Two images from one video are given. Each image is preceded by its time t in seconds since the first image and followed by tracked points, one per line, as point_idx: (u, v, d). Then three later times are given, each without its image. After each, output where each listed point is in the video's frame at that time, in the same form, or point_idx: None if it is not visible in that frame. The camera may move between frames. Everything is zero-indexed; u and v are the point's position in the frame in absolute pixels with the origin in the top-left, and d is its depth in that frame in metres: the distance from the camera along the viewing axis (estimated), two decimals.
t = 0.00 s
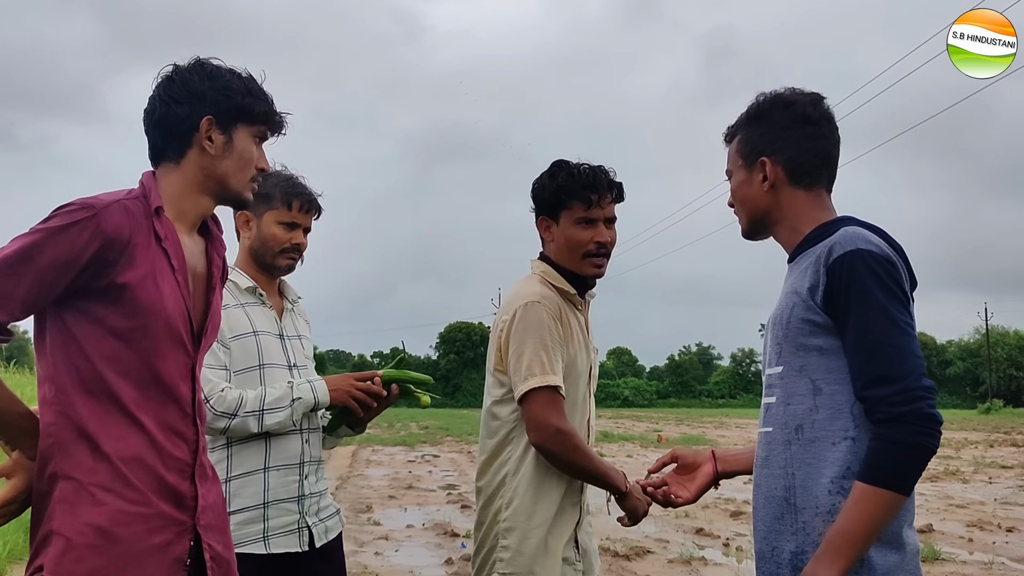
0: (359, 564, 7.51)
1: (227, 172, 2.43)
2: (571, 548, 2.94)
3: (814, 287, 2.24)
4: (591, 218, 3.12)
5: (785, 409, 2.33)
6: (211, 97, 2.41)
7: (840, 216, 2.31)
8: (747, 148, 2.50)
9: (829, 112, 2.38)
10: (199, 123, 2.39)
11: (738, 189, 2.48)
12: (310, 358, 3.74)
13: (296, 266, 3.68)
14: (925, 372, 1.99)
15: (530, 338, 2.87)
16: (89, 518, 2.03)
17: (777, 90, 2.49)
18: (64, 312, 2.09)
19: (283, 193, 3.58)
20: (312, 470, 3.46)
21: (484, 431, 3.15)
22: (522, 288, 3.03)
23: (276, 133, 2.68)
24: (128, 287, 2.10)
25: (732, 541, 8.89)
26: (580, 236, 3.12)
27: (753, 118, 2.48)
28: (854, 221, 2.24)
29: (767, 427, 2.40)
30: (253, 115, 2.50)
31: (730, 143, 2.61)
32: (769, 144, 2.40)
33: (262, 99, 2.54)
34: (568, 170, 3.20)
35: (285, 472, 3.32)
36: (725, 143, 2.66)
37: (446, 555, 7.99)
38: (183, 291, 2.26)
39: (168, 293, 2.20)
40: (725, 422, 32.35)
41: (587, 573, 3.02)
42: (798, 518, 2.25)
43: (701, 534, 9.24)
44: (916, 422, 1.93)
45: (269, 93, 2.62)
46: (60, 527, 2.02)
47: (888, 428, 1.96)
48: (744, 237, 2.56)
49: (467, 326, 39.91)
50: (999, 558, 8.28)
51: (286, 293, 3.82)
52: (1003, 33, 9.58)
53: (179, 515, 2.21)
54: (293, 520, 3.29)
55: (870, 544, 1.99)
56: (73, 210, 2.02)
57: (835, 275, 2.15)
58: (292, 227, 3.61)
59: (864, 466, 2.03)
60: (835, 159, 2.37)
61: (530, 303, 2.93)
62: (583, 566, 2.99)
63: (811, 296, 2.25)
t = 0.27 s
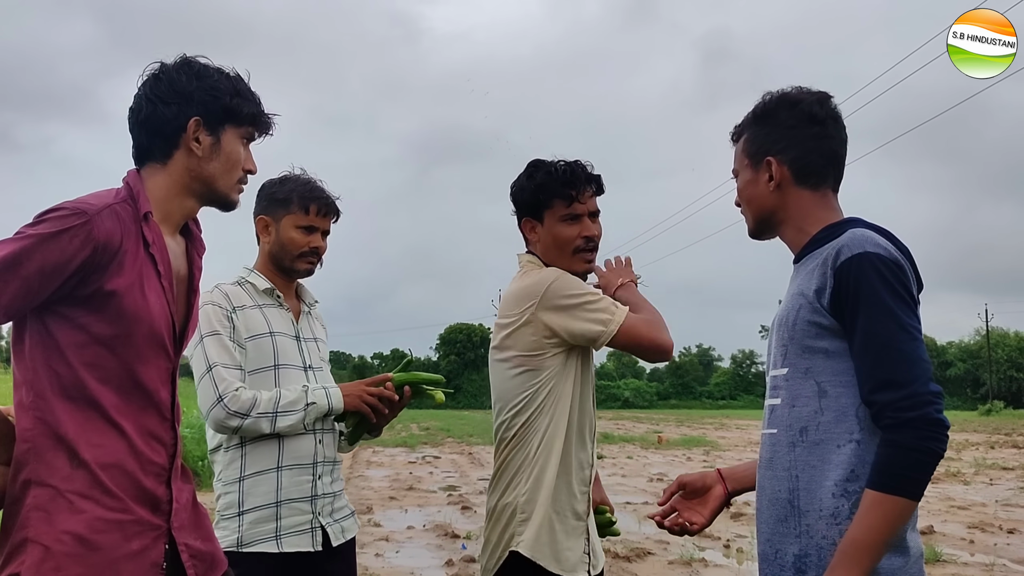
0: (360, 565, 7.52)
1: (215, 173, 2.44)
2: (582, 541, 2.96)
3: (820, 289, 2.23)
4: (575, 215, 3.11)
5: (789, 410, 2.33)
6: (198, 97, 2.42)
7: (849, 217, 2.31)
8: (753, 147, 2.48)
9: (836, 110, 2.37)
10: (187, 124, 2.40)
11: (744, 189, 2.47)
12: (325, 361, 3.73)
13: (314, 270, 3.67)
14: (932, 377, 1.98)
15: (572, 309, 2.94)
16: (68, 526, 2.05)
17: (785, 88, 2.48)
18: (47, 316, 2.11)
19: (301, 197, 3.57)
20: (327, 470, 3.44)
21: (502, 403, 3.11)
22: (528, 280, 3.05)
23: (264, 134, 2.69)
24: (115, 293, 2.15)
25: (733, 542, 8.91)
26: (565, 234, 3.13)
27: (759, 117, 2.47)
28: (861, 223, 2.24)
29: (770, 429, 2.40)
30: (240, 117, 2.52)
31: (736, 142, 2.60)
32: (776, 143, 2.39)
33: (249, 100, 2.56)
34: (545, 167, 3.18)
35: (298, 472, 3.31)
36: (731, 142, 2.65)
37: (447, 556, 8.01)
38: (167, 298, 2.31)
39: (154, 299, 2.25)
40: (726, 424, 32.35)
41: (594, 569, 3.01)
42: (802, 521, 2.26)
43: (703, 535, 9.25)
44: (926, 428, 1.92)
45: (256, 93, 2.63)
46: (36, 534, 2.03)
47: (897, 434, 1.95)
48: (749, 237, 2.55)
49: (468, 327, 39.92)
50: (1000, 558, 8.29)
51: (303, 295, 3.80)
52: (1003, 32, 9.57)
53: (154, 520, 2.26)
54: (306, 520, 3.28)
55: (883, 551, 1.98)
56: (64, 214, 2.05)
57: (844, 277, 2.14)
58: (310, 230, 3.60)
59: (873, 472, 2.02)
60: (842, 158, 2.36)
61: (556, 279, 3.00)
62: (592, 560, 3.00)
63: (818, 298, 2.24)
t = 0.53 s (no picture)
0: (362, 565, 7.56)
1: (225, 180, 2.49)
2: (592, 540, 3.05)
3: (828, 292, 2.28)
4: (595, 215, 3.15)
5: (795, 412, 2.38)
6: (208, 106, 2.47)
7: (856, 217, 2.34)
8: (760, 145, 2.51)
9: (842, 108, 2.39)
10: (198, 134, 2.45)
11: (752, 188, 2.49)
12: (337, 363, 3.76)
13: (325, 271, 3.70)
14: (940, 382, 2.05)
15: (585, 317, 3.00)
16: (76, 521, 2.10)
17: (791, 86, 2.50)
18: (55, 315, 2.15)
19: (310, 199, 3.60)
20: (335, 471, 3.48)
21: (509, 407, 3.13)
22: (539, 284, 3.08)
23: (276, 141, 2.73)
24: (120, 292, 2.18)
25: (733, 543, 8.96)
26: (585, 233, 3.16)
27: (766, 116, 2.49)
28: (871, 225, 2.28)
29: (777, 430, 2.46)
30: (251, 124, 2.56)
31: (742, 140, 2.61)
32: (783, 141, 2.41)
33: (260, 108, 2.59)
34: (562, 166, 3.21)
35: (308, 472, 3.35)
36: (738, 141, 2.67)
37: (448, 556, 8.07)
38: (174, 299, 2.34)
39: (159, 299, 2.27)
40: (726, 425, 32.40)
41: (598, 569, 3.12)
42: (806, 523, 2.33)
43: (704, 536, 9.30)
44: (933, 433, 1.99)
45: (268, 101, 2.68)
46: (46, 530, 2.08)
47: (904, 439, 2.02)
48: (757, 236, 2.57)
49: (469, 328, 39.98)
50: (998, 559, 8.35)
51: (314, 297, 3.83)
52: (1002, 33, 9.60)
53: (164, 518, 2.29)
54: (315, 520, 3.32)
55: (891, 554, 2.05)
56: (68, 214, 2.10)
57: (852, 281, 2.19)
58: (320, 232, 3.63)
59: (880, 476, 2.09)
60: (849, 156, 2.39)
61: (573, 284, 3.05)
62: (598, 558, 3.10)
63: (826, 300, 2.28)
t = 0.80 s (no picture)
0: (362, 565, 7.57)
1: (253, 189, 2.54)
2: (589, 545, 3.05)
3: (835, 292, 2.28)
4: (602, 216, 3.16)
5: (801, 412, 2.39)
6: (234, 119, 2.54)
7: (863, 218, 2.35)
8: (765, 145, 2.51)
9: (848, 107, 2.39)
10: (225, 145, 2.52)
11: (758, 187, 2.49)
12: (341, 363, 3.77)
13: (331, 270, 3.70)
14: (948, 384, 2.07)
15: (569, 330, 2.96)
16: (110, 506, 2.14)
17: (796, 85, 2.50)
18: (88, 312, 2.23)
19: (315, 198, 3.63)
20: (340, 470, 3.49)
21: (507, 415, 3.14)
22: (542, 285, 3.09)
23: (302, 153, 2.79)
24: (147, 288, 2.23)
25: (734, 543, 8.96)
26: (591, 234, 3.16)
27: (771, 114, 2.49)
28: (878, 224, 2.29)
29: (782, 430, 2.47)
30: (275, 135, 2.61)
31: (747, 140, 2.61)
32: (789, 140, 2.42)
33: (284, 119, 2.65)
34: (574, 167, 3.23)
35: (312, 472, 3.36)
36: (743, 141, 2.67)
37: (449, 556, 8.07)
38: (201, 299, 2.38)
39: (186, 297, 2.32)
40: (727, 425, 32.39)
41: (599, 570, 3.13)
42: (810, 523, 2.34)
43: (704, 536, 9.30)
44: (941, 436, 2.00)
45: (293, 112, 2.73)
46: (84, 515, 2.13)
47: (912, 440, 2.03)
48: (762, 236, 2.57)
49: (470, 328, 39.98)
50: (999, 560, 8.35)
51: (320, 297, 3.84)
52: (1003, 33, 9.60)
53: (194, 508, 2.31)
54: (319, 520, 3.33)
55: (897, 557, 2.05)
56: (95, 215, 2.17)
57: (859, 281, 2.20)
58: (326, 230, 3.65)
59: (886, 479, 2.10)
60: (855, 155, 2.39)
61: (565, 295, 3.02)
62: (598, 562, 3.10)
63: (833, 301, 2.29)
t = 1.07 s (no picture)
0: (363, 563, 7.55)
1: (272, 194, 2.55)
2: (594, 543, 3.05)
3: (840, 289, 2.27)
4: (602, 212, 3.14)
5: (804, 410, 2.38)
6: (250, 127, 2.56)
7: (869, 215, 2.33)
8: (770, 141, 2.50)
9: (853, 102, 2.38)
10: (242, 153, 2.54)
11: (762, 184, 2.48)
12: (343, 361, 3.75)
13: (335, 267, 3.69)
14: (953, 382, 2.05)
15: (560, 328, 2.93)
16: (131, 494, 2.22)
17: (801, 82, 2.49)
18: (115, 312, 2.33)
19: (319, 195, 3.62)
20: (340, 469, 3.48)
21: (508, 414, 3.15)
22: (542, 281, 3.06)
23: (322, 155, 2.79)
24: (163, 286, 2.30)
25: (734, 542, 8.93)
26: (591, 230, 3.15)
27: (775, 111, 2.48)
28: (883, 221, 2.28)
29: (786, 427, 2.46)
30: (292, 141, 2.60)
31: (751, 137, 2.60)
32: (793, 136, 2.40)
33: (301, 123, 2.63)
34: (576, 164, 3.22)
35: (313, 471, 3.34)
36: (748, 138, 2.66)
37: (449, 554, 8.04)
38: (223, 296, 2.40)
39: (202, 293, 2.34)
40: (727, 423, 32.36)
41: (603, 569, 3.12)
42: (812, 521, 2.32)
43: (705, 534, 9.27)
44: (944, 435, 1.99)
45: (313, 117, 2.73)
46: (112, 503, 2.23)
47: (916, 440, 2.02)
48: (767, 233, 2.56)
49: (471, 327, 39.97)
50: (1000, 559, 8.30)
51: (325, 294, 3.83)
52: (1004, 32, 9.58)
53: (215, 500, 2.31)
54: (319, 518, 3.32)
55: (900, 557, 2.04)
56: (111, 218, 2.27)
57: (864, 279, 2.19)
58: (331, 227, 3.63)
59: (889, 479, 2.09)
60: (861, 151, 2.37)
61: (560, 293, 2.98)
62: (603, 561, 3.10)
63: (838, 298, 2.28)
